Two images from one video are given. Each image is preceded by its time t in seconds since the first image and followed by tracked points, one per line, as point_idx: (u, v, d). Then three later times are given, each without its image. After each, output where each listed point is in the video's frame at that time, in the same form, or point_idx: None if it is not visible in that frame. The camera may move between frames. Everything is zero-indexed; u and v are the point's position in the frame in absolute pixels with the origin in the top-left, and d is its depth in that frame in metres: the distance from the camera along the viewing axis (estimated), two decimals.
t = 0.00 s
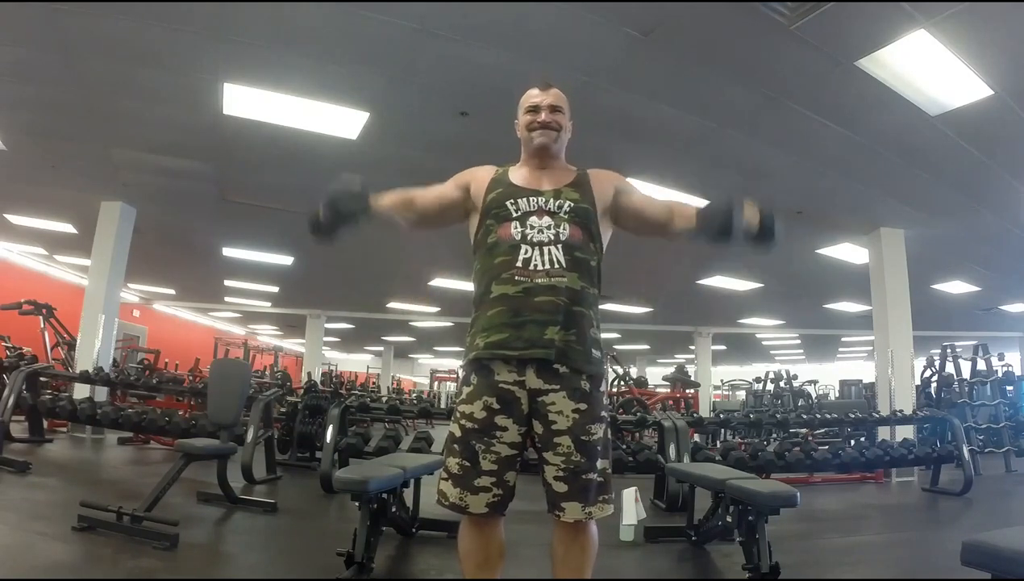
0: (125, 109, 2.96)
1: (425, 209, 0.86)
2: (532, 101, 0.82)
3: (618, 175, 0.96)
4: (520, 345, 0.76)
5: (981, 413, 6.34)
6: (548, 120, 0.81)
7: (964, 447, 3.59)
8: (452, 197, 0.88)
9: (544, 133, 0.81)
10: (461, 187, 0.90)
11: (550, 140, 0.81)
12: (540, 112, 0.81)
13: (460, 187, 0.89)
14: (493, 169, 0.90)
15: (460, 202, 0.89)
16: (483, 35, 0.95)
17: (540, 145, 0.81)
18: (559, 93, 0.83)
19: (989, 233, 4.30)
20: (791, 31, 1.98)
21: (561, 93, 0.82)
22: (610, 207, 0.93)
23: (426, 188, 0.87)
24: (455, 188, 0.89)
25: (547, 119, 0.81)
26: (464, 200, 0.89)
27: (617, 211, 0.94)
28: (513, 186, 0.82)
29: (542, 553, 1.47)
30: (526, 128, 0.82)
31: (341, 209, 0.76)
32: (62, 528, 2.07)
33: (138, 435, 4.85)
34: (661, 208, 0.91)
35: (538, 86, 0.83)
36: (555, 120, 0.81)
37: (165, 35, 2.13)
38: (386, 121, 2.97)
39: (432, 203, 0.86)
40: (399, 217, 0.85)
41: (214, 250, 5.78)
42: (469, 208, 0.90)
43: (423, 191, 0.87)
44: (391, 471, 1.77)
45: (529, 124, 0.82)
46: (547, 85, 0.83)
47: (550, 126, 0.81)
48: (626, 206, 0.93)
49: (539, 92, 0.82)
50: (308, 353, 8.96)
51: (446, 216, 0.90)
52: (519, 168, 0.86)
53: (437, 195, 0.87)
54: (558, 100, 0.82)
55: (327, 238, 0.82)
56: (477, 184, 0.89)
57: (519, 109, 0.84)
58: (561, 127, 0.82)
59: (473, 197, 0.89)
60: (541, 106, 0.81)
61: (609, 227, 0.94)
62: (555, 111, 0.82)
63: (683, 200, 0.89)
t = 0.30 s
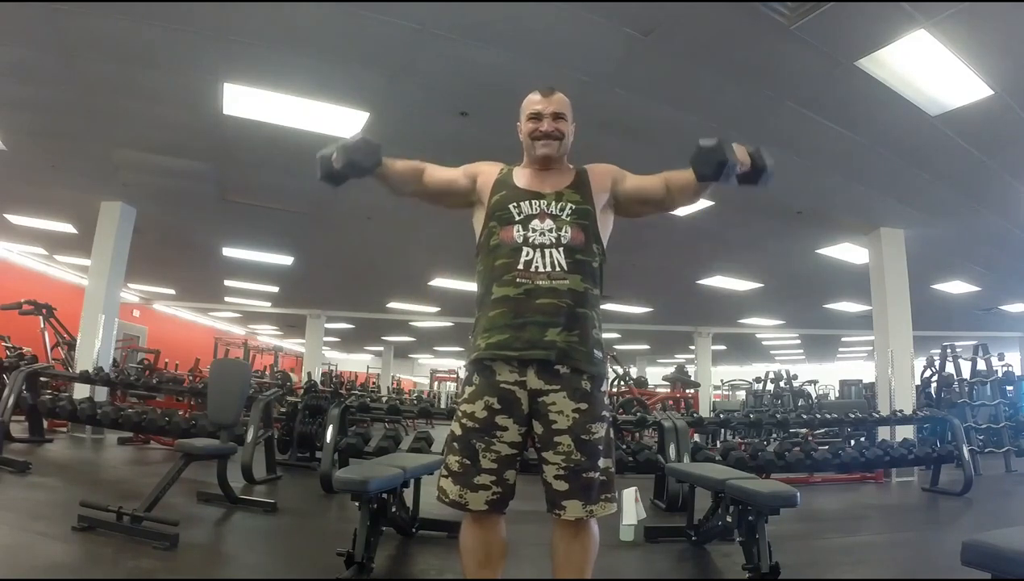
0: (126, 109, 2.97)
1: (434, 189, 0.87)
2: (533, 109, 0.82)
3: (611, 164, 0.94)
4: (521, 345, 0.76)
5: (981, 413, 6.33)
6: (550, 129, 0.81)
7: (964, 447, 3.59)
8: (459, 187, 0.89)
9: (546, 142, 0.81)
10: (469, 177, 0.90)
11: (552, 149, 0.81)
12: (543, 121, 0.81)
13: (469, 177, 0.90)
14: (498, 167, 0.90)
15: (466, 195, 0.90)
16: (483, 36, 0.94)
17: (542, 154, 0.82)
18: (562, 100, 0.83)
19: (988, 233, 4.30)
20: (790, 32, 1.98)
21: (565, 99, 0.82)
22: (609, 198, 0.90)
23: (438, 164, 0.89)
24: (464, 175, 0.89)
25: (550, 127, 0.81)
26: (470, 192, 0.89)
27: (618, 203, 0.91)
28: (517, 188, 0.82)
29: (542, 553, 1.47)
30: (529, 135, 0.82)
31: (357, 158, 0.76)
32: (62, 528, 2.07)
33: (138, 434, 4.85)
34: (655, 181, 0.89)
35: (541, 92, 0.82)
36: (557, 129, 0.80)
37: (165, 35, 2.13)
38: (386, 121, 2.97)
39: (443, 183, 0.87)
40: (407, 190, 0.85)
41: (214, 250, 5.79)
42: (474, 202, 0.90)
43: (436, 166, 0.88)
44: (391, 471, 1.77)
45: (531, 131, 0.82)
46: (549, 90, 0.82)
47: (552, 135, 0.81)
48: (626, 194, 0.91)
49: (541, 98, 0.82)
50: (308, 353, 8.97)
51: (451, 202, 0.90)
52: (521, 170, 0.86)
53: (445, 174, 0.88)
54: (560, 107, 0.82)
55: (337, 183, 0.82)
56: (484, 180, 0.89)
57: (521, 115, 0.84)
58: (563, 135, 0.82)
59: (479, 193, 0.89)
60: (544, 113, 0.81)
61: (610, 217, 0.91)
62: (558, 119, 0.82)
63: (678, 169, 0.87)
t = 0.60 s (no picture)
0: (126, 109, 2.97)
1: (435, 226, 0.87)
2: (535, 111, 0.82)
3: (623, 185, 0.89)
4: (522, 346, 0.77)
5: (981, 412, 6.33)
6: (551, 130, 0.81)
7: (964, 447, 3.59)
8: (458, 211, 0.88)
9: (547, 143, 0.80)
10: (466, 198, 0.89)
11: (553, 151, 0.81)
12: (544, 122, 0.81)
13: (464, 198, 0.89)
14: (497, 175, 0.90)
15: (465, 212, 0.89)
16: (483, 36, 0.94)
17: (543, 155, 0.81)
18: (563, 103, 0.83)
19: (989, 233, 4.30)
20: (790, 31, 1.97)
21: (566, 102, 0.82)
22: (607, 221, 0.86)
23: (431, 200, 0.88)
24: (459, 199, 0.89)
25: (551, 129, 0.81)
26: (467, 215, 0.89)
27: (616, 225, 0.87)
28: (517, 195, 0.81)
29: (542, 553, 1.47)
30: (530, 137, 0.82)
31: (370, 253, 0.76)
32: (62, 529, 2.07)
33: (138, 435, 4.85)
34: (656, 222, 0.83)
35: (542, 95, 0.82)
36: (559, 130, 0.80)
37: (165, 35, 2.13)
38: (386, 121, 2.97)
39: (441, 217, 0.87)
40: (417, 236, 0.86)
41: (214, 250, 5.79)
42: (474, 218, 0.89)
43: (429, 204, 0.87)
44: (391, 471, 1.77)
45: (532, 133, 0.82)
46: (550, 94, 0.82)
47: (553, 136, 0.80)
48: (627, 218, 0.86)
49: (543, 101, 0.82)
50: (308, 353, 8.97)
51: (455, 227, 0.90)
52: (522, 175, 0.86)
53: (441, 206, 0.87)
54: (561, 109, 0.82)
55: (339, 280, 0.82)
56: (482, 191, 0.88)
57: (522, 119, 0.84)
58: (564, 137, 0.82)
59: (477, 206, 0.88)
60: (545, 115, 0.81)
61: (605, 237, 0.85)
62: (559, 121, 0.81)
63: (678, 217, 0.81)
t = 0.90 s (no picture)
0: (125, 109, 2.97)
1: (449, 252, 0.87)
2: (532, 108, 0.82)
3: (617, 188, 0.91)
4: (522, 347, 0.77)
5: (981, 412, 6.33)
6: (548, 126, 0.81)
7: (964, 447, 3.59)
8: (462, 228, 0.89)
9: (543, 138, 0.80)
10: (467, 213, 0.89)
11: (549, 145, 0.81)
12: (540, 119, 0.81)
13: (463, 214, 0.90)
14: (493, 179, 0.90)
15: (466, 225, 0.90)
16: (483, 37, 0.94)
17: (539, 150, 0.81)
18: (559, 99, 0.83)
19: (989, 233, 4.30)
20: (790, 31, 1.97)
21: (561, 99, 0.82)
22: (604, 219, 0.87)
23: (435, 231, 0.89)
24: (459, 217, 0.90)
25: (547, 125, 0.81)
26: (471, 230, 0.89)
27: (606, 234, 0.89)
28: (513, 196, 0.82)
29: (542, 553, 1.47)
30: (526, 134, 0.82)
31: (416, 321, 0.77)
32: (62, 528, 2.07)
33: (138, 434, 4.85)
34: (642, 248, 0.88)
35: (538, 92, 0.82)
36: (555, 126, 0.81)
37: (165, 35, 2.13)
38: (386, 121, 2.97)
39: (449, 240, 0.88)
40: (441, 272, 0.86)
41: (214, 250, 5.79)
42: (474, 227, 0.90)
43: (435, 238, 0.88)
44: (391, 471, 1.77)
45: (529, 130, 0.82)
46: (546, 91, 0.82)
47: (550, 132, 0.81)
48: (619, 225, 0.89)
49: (539, 98, 0.82)
50: (308, 353, 8.97)
51: (467, 245, 0.90)
52: (520, 175, 0.85)
53: (446, 230, 0.89)
54: (558, 106, 0.82)
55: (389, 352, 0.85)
56: (478, 197, 0.89)
57: (518, 118, 0.85)
58: (561, 134, 0.82)
59: (474, 211, 0.89)
60: (541, 112, 0.81)
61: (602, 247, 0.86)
62: (555, 117, 0.81)
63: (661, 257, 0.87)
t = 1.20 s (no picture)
0: (125, 109, 2.97)
1: (458, 261, 0.90)
2: (531, 106, 0.82)
3: (615, 191, 0.91)
4: (522, 347, 0.76)
5: (981, 413, 6.33)
6: (547, 123, 0.81)
7: (964, 447, 3.59)
8: (463, 232, 0.90)
9: (542, 134, 0.80)
10: (467, 215, 0.90)
11: (549, 141, 0.81)
12: (540, 116, 0.81)
13: (464, 216, 0.90)
14: (491, 179, 0.89)
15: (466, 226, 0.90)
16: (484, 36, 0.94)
17: (539, 147, 0.81)
18: (558, 97, 0.83)
19: (989, 233, 4.30)
20: (790, 31, 1.97)
21: (560, 96, 0.82)
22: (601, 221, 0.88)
23: (440, 242, 0.91)
24: (461, 221, 0.90)
25: (547, 123, 0.81)
26: (473, 232, 0.90)
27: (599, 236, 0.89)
28: (511, 195, 0.82)
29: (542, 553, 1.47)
30: (525, 131, 0.82)
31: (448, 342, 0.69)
32: (62, 529, 2.07)
33: (138, 435, 4.85)
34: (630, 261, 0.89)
35: (537, 89, 0.82)
36: (554, 121, 0.81)
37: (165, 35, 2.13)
38: (386, 121, 2.97)
39: (456, 247, 0.90)
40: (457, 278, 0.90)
41: (214, 250, 5.79)
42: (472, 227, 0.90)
43: (442, 249, 0.90)
44: (391, 471, 1.77)
45: (528, 127, 0.82)
46: (545, 88, 0.82)
47: (549, 128, 0.81)
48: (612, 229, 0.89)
49: (538, 95, 0.82)
50: (308, 353, 8.98)
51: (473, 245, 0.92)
52: (519, 174, 0.86)
53: (455, 237, 0.90)
54: (557, 103, 0.82)
55: (434, 383, 0.79)
56: (477, 196, 0.89)
57: (516, 115, 0.84)
58: (560, 131, 0.82)
59: (474, 210, 0.88)
60: (541, 109, 0.81)
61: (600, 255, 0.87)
62: (554, 115, 0.81)
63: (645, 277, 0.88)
